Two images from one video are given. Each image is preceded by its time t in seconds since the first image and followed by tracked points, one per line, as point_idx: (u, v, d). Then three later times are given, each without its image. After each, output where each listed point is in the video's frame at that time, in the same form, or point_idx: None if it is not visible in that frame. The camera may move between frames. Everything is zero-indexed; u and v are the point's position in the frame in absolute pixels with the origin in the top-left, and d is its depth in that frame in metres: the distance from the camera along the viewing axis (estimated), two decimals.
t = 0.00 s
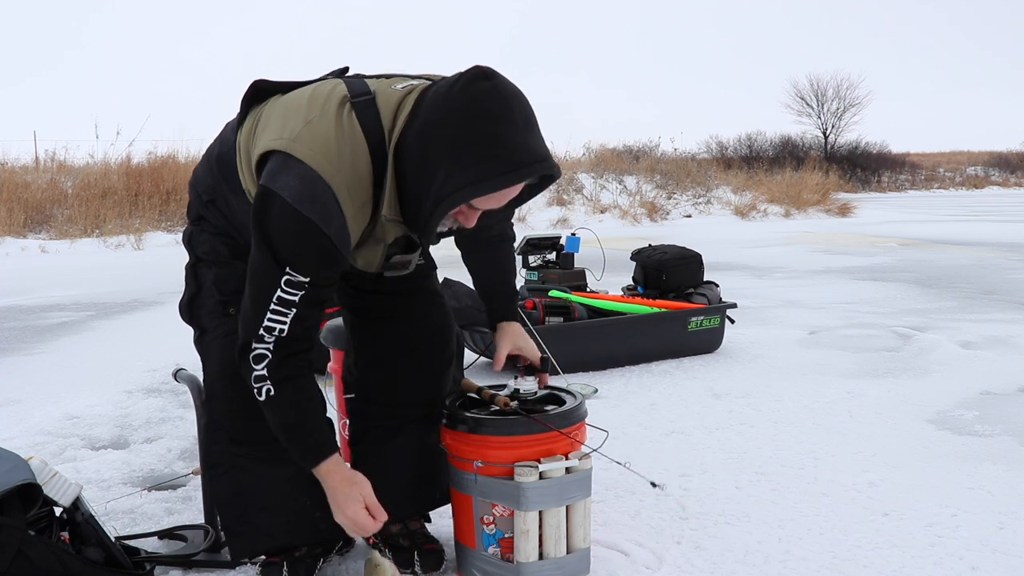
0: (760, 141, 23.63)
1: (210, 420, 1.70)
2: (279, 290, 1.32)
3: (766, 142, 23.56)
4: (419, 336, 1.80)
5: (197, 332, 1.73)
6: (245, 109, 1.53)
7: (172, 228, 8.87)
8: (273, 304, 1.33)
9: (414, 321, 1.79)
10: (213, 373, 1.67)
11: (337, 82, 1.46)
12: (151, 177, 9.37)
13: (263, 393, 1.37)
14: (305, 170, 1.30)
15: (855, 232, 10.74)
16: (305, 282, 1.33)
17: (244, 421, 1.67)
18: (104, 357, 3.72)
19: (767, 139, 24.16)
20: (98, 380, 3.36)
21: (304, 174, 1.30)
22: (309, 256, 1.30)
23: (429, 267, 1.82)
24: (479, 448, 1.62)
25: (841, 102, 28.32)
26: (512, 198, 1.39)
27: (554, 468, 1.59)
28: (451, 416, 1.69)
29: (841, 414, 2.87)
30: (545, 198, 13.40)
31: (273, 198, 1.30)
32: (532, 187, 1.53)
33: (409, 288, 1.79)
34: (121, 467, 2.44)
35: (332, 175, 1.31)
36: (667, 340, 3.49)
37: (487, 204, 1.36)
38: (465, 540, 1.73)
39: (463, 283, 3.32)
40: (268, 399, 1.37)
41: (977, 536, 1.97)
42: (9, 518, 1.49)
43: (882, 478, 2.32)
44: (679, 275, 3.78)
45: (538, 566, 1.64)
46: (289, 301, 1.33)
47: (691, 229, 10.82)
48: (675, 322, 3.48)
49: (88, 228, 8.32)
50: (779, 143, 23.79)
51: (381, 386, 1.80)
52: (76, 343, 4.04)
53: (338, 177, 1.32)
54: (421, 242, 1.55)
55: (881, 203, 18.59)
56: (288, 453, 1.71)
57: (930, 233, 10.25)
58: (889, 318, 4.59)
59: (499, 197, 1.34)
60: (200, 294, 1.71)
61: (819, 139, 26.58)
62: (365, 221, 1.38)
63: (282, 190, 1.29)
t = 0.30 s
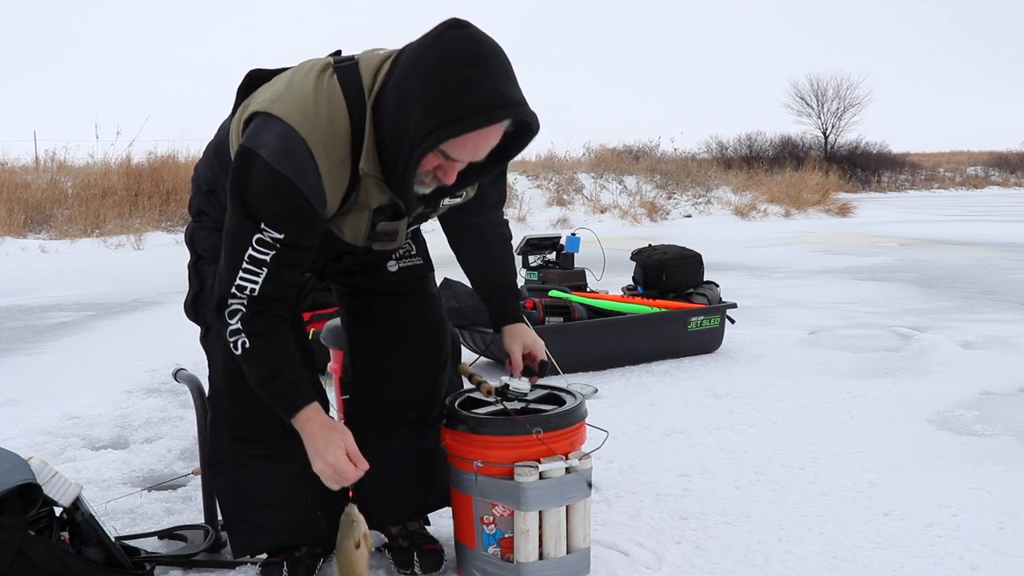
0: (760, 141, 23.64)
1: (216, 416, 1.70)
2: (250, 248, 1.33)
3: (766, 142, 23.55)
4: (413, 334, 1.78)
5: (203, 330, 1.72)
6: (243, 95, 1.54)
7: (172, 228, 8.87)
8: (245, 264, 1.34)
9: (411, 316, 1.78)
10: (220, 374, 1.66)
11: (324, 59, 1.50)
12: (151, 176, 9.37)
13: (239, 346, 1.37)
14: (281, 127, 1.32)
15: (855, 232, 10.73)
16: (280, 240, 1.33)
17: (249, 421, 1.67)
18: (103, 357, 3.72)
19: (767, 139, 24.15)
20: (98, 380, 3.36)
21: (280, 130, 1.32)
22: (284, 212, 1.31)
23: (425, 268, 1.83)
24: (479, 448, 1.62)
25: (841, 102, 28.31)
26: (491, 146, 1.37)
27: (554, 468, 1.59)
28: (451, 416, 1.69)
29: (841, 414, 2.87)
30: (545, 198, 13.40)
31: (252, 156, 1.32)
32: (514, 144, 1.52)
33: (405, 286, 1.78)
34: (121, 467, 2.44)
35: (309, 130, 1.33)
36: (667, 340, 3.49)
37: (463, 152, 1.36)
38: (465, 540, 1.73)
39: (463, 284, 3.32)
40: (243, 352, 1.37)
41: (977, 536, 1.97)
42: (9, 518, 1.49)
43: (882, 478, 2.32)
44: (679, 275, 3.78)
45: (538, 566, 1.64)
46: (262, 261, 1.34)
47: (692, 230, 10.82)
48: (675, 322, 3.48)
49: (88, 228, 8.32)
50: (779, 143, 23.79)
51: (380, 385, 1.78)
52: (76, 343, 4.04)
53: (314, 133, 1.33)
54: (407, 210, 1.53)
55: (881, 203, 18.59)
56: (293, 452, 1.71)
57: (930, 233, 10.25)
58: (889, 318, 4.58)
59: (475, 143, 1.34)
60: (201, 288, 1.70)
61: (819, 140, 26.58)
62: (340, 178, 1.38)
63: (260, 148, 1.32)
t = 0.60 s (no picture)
0: (760, 141, 23.64)
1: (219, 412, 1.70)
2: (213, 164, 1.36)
3: (766, 142, 23.55)
4: (412, 338, 1.75)
5: (208, 328, 1.71)
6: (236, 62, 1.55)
7: (172, 228, 8.87)
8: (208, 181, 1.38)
9: (409, 319, 1.74)
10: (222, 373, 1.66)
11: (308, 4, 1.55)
12: (151, 176, 9.37)
13: (205, 256, 1.40)
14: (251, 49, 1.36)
15: (855, 232, 10.73)
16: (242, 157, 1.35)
17: (251, 418, 1.67)
18: (103, 358, 3.72)
19: (766, 139, 24.16)
20: (98, 380, 3.36)
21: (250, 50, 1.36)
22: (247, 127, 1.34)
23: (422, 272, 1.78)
24: (479, 448, 1.62)
25: (841, 102, 28.31)
26: (456, 49, 1.36)
27: (554, 468, 1.59)
28: (451, 415, 1.68)
29: (841, 414, 2.87)
30: (544, 198, 13.40)
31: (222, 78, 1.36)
32: (494, 52, 1.47)
33: (403, 291, 1.74)
34: (121, 467, 2.44)
35: (275, 47, 1.36)
36: (666, 340, 3.49)
37: (432, 52, 1.33)
38: (465, 540, 1.73)
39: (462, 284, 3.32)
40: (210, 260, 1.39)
41: (977, 536, 1.97)
42: (9, 518, 1.49)
43: (882, 478, 2.32)
44: (679, 275, 3.78)
45: (538, 566, 1.64)
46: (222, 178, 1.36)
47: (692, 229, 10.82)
48: (675, 322, 3.48)
49: (88, 228, 8.32)
50: (779, 143, 23.79)
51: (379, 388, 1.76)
52: (76, 343, 4.04)
53: (281, 50, 1.36)
54: (388, 134, 1.50)
55: (881, 203, 18.59)
56: (293, 451, 1.71)
57: (930, 233, 10.25)
58: (889, 318, 4.58)
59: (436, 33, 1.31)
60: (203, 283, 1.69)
61: (819, 140, 26.59)
62: (308, 95, 1.39)
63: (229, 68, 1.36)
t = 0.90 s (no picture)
0: (760, 141, 23.63)
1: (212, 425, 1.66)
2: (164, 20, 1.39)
3: (765, 142, 23.55)
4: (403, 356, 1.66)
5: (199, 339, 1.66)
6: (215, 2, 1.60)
7: (172, 228, 8.87)
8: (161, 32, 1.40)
9: (402, 336, 1.65)
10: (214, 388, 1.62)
11: None
12: (151, 176, 9.37)
13: (157, 95, 1.39)
14: None
15: (855, 232, 10.73)
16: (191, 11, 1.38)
17: (244, 431, 1.64)
18: (103, 358, 3.72)
19: (766, 139, 24.15)
20: (98, 380, 3.36)
21: None
22: None
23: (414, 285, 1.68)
24: (479, 448, 1.62)
25: (841, 102, 28.32)
26: None
27: (554, 468, 1.59)
28: (451, 415, 1.68)
29: (840, 414, 2.87)
30: (544, 198, 13.40)
31: None
32: None
33: (394, 306, 1.64)
34: (121, 467, 2.44)
35: None
36: (667, 340, 3.49)
37: None
38: (465, 540, 1.72)
39: (462, 284, 3.33)
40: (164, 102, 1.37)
41: (977, 536, 1.97)
42: (9, 518, 1.49)
43: (882, 478, 2.32)
44: (679, 275, 3.79)
45: (538, 566, 1.64)
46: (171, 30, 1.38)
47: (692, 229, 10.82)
48: (675, 322, 3.48)
49: (88, 228, 8.32)
50: (779, 143, 23.79)
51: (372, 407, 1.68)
52: (76, 343, 4.04)
53: None
54: None
55: (881, 203, 18.59)
56: (289, 461, 1.68)
57: (930, 233, 10.24)
58: (889, 318, 4.58)
59: None
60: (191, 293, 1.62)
61: (819, 140, 26.60)
62: None
63: None
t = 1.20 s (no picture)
0: (760, 141, 23.62)
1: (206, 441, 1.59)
2: None
3: (765, 142, 23.54)
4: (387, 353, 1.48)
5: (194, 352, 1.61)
6: None
7: (172, 227, 8.87)
8: None
9: (383, 332, 1.47)
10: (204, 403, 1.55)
11: None
12: (151, 176, 9.38)
13: None
14: None
15: (855, 231, 10.73)
16: None
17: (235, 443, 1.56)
18: (103, 358, 3.72)
19: (766, 139, 24.15)
20: (98, 380, 3.36)
21: None
22: None
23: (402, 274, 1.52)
24: (479, 447, 1.62)
25: (841, 102, 28.32)
26: None
27: (554, 468, 1.60)
28: (450, 414, 1.68)
29: (840, 414, 2.87)
30: (545, 198, 13.40)
31: None
32: None
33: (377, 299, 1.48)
34: (121, 467, 2.44)
35: None
36: (667, 340, 3.49)
37: None
38: (465, 540, 1.72)
39: (463, 284, 3.33)
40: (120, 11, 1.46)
41: (977, 536, 1.97)
42: (9, 518, 1.49)
43: (882, 478, 2.32)
44: (679, 275, 3.79)
45: (538, 566, 1.64)
46: None
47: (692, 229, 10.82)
48: (675, 322, 3.48)
49: (88, 228, 8.31)
50: (779, 143, 23.78)
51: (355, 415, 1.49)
52: (76, 343, 4.04)
53: None
54: None
55: (881, 203, 18.59)
56: (284, 470, 1.59)
57: (930, 233, 10.24)
58: (889, 318, 4.58)
59: None
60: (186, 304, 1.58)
61: (819, 140, 26.60)
62: None
63: None
